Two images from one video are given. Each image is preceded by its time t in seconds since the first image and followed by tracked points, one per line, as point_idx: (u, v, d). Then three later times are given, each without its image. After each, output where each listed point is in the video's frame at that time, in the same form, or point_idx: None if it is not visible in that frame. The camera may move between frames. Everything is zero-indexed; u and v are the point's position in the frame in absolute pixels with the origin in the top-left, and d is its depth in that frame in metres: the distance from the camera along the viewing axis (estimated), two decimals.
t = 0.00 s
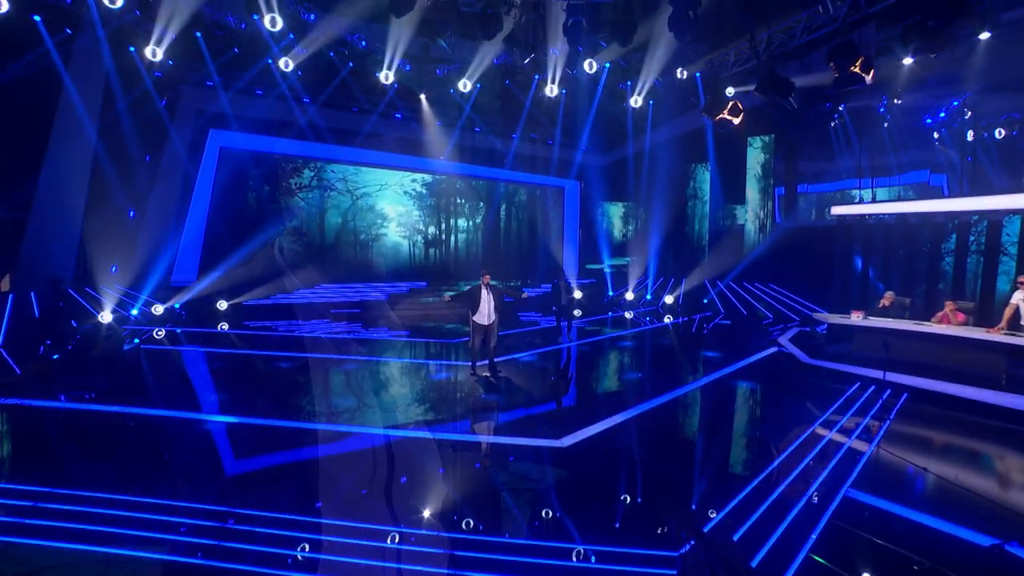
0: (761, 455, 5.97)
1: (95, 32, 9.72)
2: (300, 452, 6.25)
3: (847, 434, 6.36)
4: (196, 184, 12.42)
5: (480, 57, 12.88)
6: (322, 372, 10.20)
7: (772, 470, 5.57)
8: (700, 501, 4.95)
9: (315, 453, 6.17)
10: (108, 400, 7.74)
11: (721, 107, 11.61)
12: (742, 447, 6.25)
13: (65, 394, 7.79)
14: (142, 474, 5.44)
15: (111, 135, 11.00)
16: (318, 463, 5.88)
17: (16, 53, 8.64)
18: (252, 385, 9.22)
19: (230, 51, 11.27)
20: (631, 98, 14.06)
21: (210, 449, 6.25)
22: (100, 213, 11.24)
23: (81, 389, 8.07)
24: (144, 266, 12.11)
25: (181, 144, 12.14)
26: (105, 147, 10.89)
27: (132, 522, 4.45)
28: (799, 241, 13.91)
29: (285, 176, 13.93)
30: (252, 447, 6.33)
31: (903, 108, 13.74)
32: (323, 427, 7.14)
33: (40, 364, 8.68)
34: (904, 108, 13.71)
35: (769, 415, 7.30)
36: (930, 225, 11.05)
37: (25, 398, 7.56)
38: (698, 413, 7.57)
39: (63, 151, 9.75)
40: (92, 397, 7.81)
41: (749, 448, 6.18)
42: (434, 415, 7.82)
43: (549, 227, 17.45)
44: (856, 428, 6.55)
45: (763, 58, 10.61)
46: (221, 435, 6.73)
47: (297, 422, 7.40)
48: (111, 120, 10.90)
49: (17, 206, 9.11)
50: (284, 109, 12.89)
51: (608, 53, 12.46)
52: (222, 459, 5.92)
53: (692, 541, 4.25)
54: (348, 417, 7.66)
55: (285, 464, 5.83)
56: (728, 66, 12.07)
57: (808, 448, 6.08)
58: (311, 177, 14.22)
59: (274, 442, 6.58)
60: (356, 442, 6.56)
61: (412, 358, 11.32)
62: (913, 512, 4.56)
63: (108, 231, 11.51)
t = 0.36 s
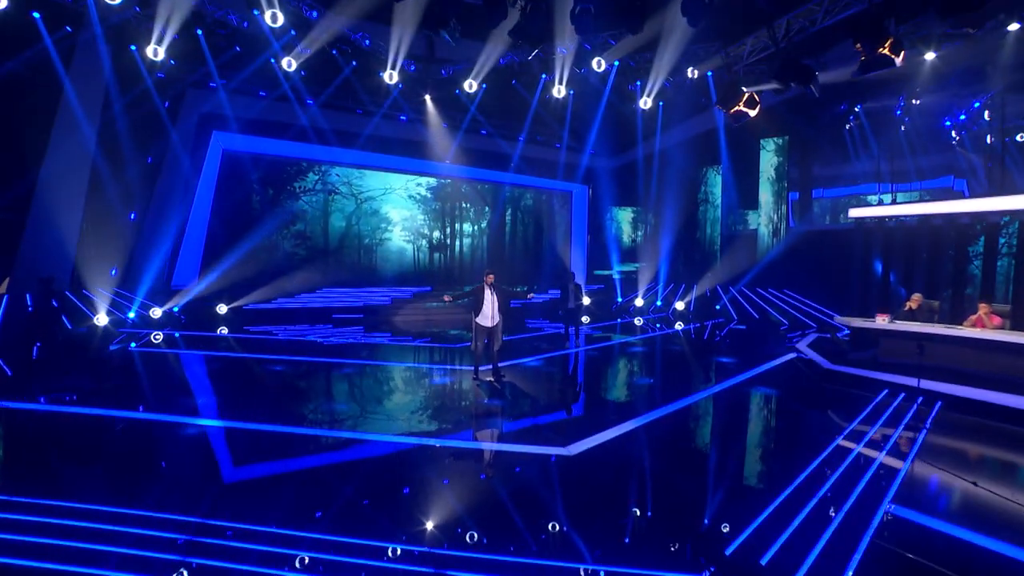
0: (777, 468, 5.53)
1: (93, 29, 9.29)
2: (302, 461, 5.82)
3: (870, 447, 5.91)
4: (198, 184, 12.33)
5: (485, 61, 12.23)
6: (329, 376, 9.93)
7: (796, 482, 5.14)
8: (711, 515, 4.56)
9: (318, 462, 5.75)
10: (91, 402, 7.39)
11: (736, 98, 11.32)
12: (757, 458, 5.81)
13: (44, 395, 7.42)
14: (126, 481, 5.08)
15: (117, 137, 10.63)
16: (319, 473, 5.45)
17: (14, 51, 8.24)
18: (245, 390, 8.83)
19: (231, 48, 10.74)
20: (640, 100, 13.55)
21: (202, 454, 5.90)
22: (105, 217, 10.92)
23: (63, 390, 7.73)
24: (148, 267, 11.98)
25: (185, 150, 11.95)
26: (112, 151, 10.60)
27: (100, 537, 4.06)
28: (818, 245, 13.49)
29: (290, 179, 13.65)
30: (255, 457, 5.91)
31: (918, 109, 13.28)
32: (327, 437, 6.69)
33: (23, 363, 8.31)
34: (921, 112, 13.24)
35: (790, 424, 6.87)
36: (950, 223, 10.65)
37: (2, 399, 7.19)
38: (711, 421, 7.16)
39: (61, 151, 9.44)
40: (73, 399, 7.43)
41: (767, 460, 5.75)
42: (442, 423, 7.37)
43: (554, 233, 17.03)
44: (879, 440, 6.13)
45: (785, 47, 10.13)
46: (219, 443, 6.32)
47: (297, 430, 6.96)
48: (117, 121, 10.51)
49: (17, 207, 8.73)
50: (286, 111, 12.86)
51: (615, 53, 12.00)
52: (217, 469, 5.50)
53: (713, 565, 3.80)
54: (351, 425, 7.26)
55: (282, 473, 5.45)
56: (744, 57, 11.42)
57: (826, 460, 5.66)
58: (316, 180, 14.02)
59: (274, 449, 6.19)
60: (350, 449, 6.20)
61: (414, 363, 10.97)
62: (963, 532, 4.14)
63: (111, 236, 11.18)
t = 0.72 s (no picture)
0: (791, 477, 5.13)
1: (79, 20, 9.02)
2: (296, 469, 5.39)
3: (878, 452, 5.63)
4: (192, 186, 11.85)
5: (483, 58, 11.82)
6: (323, 381, 9.53)
7: (817, 492, 4.72)
8: (720, 528, 4.15)
9: (313, 471, 5.33)
10: (64, 406, 6.96)
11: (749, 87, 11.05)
12: (764, 467, 5.43)
13: (12, 399, 7.00)
14: (87, 490, 4.65)
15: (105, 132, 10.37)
16: (312, 482, 5.03)
17: None
18: (231, 394, 8.42)
19: (226, 42, 10.23)
20: (644, 98, 13.23)
21: (187, 460, 5.50)
22: (92, 216, 10.60)
23: (33, 393, 7.32)
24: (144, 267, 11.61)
25: (179, 149, 11.60)
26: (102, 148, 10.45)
27: (48, 554, 3.61)
28: (829, 246, 13.35)
29: (288, 179, 13.21)
30: (251, 463, 5.50)
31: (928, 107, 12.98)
32: (326, 442, 6.29)
33: None
34: (935, 109, 13.03)
35: (809, 430, 6.44)
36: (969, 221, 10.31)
37: None
38: (723, 427, 6.75)
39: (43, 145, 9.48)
40: (42, 402, 7.02)
41: (785, 468, 5.34)
42: (441, 430, 6.93)
43: (556, 234, 16.49)
44: (897, 446, 5.78)
45: (802, 30, 9.67)
46: (213, 448, 5.91)
47: (290, 436, 6.52)
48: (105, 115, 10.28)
49: None
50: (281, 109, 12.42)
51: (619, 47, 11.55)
52: (209, 474, 5.11)
53: None
54: (345, 431, 6.85)
55: (270, 481, 5.02)
56: (756, 42, 10.71)
57: (849, 469, 5.25)
58: (316, 181, 13.59)
59: (265, 456, 5.77)
60: (336, 458, 5.72)
61: (412, 366, 10.61)
62: (1016, 548, 3.74)
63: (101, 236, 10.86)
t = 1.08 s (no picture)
0: (816, 482, 4.71)
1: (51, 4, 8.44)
2: (283, 472, 4.99)
3: (903, 460, 5.14)
4: (178, 183, 11.53)
5: (479, 47, 11.46)
6: (313, 381, 9.10)
7: (840, 498, 4.34)
8: (734, 537, 3.77)
9: (302, 474, 4.91)
10: (24, 407, 6.54)
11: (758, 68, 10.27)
12: (767, 469, 5.08)
13: None
14: (38, 497, 4.22)
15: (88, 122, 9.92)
16: (299, 485, 4.63)
17: None
18: (211, 393, 7.99)
19: (211, 29, 9.78)
20: (644, 92, 12.86)
21: (163, 463, 5.09)
22: (64, 211, 9.61)
23: None
24: (130, 260, 11.41)
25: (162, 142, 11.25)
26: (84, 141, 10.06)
27: None
28: (834, 243, 12.85)
29: (280, 174, 12.84)
30: (237, 466, 5.09)
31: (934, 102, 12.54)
32: (316, 444, 5.92)
33: None
34: (940, 106, 12.62)
35: (824, 432, 6.04)
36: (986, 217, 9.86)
37: None
38: (733, 428, 6.35)
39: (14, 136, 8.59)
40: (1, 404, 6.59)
41: (802, 473, 4.95)
42: (434, 432, 6.52)
43: (552, 231, 16.13)
44: (920, 452, 5.36)
45: (818, 6, 8.33)
46: (199, 450, 5.51)
47: (276, 437, 6.11)
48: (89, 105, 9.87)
49: None
50: (269, 100, 11.97)
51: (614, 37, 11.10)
52: (191, 478, 4.72)
53: None
54: (332, 433, 6.41)
55: (254, 484, 4.62)
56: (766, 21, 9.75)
57: (878, 475, 4.82)
58: (308, 177, 13.17)
59: (248, 458, 5.35)
60: (319, 460, 5.32)
61: (406, 365, 10.19)
62: None
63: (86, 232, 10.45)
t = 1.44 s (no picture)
0: (850, 491, 4.29)
1: None
2: (270, 478, 4.57)
3: (943, 473, 4.57)
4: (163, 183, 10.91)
5: (476, 36, 11.01)
6: (301, 381, 8.67)
7: (865, 506, 3.97)
8: (741, 544, 3.46)
9: (291, 480, 4.48)
10: None
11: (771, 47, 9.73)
12: (773, 473, 4.71)
13: None
14: None
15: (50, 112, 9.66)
16: (284, 493, 4.21)
17: None
18: (191, 395, 7.58)
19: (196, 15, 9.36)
20: (646, 85, 12.51)
21: (136, 468, 4.70)
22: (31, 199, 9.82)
23: None
24: (110, 256, 10.90)
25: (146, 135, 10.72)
26: (53, 129, 10.13)
27: None
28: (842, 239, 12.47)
29: (270, 170, 12.31)
30: (223, 471, 4.69)
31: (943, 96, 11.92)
32: (306, 448, 5.50)
33: None
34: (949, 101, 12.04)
35: (844, 435, 5.66)
36: (1003, 213, 9.46)
37: None
38: (745, 430, 5.95)
39: None
40: None
41: (821, 479, 4.58)
42: (432, 434, 6.13)
43: (551, 228, 15.68)
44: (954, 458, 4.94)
45: None
46: (185, 455, 5.08)
47: (261, 441, 5.69)
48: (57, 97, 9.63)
49: None
50: (251, 91, 11.39)
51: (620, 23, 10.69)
52: (170, 486, 4.31)
53: None
54: (321, 437, 5.97)
55: (238, 493, 4.18)
56: None
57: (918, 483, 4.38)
58: (299, 172, 12.63)
59: (233, 463, 4.93)
60: (302, 465, 4.89)
61: (399, 365, 9.76)
62: None
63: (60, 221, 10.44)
